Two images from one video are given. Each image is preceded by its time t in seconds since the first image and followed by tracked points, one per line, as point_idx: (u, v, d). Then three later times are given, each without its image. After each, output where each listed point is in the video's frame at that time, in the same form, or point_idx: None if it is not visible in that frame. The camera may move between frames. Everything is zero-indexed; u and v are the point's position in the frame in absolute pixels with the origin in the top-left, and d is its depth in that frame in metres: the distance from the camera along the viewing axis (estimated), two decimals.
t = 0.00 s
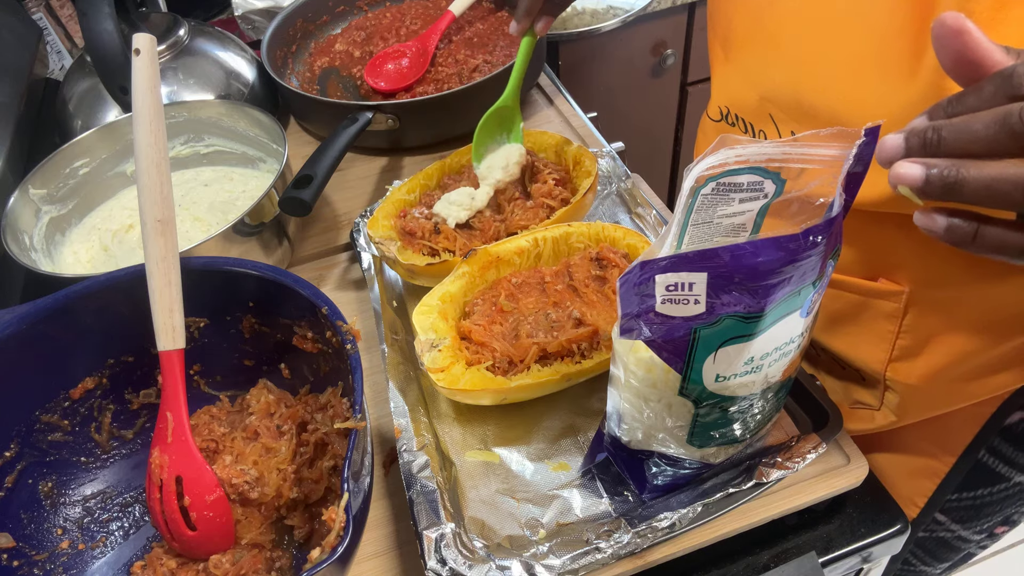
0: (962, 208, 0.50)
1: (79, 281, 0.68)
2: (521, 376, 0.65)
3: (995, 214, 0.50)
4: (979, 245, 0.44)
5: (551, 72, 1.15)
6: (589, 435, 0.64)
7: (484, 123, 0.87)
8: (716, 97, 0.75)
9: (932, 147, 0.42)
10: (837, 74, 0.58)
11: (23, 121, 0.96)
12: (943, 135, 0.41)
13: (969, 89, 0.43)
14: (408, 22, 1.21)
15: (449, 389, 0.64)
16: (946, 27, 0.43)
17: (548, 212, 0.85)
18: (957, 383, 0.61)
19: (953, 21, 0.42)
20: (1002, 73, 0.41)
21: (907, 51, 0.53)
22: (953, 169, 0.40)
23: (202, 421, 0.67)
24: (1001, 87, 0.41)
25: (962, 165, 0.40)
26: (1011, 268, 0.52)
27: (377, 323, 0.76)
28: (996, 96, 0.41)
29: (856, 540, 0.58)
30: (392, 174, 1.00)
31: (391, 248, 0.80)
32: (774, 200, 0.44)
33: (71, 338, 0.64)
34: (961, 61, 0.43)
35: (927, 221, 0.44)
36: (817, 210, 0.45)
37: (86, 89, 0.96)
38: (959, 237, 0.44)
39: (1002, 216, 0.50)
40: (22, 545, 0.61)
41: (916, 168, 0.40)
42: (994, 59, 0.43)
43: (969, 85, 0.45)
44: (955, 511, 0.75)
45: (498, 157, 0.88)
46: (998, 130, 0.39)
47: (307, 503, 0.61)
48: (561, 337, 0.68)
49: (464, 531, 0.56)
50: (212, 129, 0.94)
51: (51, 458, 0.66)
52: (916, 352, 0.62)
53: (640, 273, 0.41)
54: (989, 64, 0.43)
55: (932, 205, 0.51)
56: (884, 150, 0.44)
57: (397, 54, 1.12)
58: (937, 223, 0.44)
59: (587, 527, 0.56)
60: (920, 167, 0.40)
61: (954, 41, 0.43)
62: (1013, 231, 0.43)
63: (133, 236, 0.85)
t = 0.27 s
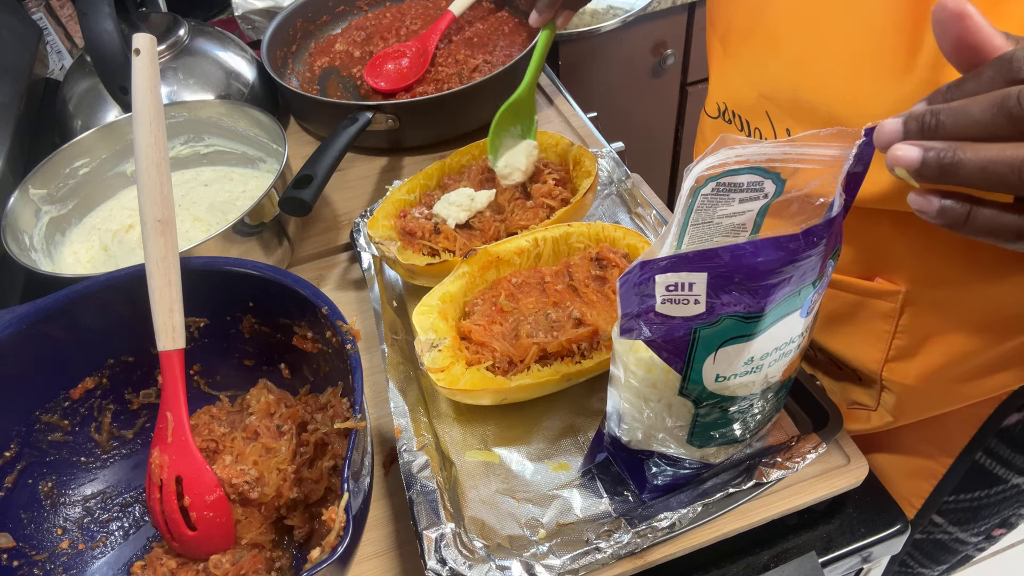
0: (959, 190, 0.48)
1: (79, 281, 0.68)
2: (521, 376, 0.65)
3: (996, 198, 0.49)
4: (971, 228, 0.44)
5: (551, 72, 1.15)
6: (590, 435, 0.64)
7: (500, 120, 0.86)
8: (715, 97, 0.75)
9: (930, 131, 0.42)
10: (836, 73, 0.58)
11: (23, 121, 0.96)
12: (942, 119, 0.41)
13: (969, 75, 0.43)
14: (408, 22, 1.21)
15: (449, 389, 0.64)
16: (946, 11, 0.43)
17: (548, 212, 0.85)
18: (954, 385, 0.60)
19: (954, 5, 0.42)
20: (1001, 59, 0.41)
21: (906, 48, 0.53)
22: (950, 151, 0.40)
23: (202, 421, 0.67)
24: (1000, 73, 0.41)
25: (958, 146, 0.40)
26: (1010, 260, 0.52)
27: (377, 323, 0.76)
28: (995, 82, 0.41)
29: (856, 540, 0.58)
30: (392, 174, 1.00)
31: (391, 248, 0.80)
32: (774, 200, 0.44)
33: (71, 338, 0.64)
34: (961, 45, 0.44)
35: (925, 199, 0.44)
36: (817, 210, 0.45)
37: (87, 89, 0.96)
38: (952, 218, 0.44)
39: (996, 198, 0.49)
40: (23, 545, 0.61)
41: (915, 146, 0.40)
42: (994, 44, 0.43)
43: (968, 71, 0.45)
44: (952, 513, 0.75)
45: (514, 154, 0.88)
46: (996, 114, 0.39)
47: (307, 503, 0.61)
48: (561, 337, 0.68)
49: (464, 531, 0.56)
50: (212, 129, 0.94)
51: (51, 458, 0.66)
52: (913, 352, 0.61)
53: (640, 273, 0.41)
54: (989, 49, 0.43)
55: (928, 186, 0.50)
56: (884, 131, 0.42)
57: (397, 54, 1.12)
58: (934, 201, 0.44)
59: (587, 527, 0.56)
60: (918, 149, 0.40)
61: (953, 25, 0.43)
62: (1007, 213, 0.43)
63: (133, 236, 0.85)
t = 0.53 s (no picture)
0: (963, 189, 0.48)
1: (79, 281, 0.68)
2: (521, 376, 0.65)
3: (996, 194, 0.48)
4: (966, 225, 0.44)
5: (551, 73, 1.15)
6: (590, 434, 0.64)
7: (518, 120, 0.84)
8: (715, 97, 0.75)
9: (926, 129, 0.42)
10: (836, 72, 0.58)
11: (23, 121, 0.96)
12: (938, 116, 0.41)
13: (966, 73, 0.43)
14: (408, 22, 1.21)
15: (449, 389, 0.64)
16: (944, 8, 0.43)
17: (548, 212, 0.85)
18: (954, 386, 0.60)
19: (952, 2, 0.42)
20: (998, 56, 0.41)
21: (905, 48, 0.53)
22: (945, 148, 0.40)
23: (202, 421, 0.67)
24: (997, 70, 0.41)
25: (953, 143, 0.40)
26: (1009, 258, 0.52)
27: (377, 323, 0.76)
28: (991, 79, 0.41)
29: (856, 540, 0.58)
30: (392, 174, 1.00)
31: (391, 248, 0.80)
32: (774, 200, 0.44)
33: (71, 338, 0.64)
34: (959, 42, 0.44)
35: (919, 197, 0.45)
36: (817, 210, 0.45)
37: (86, 89, 0.96)
38: (946, 215, 0.44)
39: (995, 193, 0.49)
40: (23, 545, 0.61)
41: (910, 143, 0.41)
42: (992, 41, 0.43)
43: (967, 68, 0.45)
44: (952, 514, 0.75)
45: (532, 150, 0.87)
46: (991, 111, 0.39)
47: (307, 503, 0.61)
48: (561, 337, 0.68)
49: (464, 531, 0.56)
50: (212, 129, 0.94)
51: (51, 458, 0.66)
52: (913, 352, 0.61)
53: (640, 273, 0.41)
54: (987, 47, 0.43)
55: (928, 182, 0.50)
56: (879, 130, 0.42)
57: (397, 54, 1.12)
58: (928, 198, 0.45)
59: (587, 527, 0.56)
60: (913, 147, 0.41)
61: (952, 22, 0.43)
62: (1002, 211, 0.43)
63: (133, 236, 0.85)
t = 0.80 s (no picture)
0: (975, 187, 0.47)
1: (79, 281, 0.68)
2: (521, 376, 0.65)
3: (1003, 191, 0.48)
4: (979, 222, 0.43)
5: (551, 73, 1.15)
6: (590, 434, 0.64)
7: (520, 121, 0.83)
8: (715, 97, 0.75)
9: (939, 126, 0.41)
10: (837, 72, 0.58)
11: (23, 121, 0.96)
12: (950, 113, 0.41)
13: (977, 70, 0.43)
14: (408, 22, 1.21)
15: (449, 389, 0.64)
16: (954, 5, 0.43)
17: (548, 212, 0.85)
18: (957, 386, 0.60)
19: None
20: (1009, 53, 0.41)
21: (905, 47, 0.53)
22: (958, 145, 0.39)
23: (202, 421, 0.67)
24: (1009, 67, 0.41)
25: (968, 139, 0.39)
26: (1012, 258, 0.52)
27: (377, 323, 0.76)
28: (1003, 76, 0.41)
29: (856, 539, 0.58)
30: (392, 174, 1.00)
31: (391, 248, 0.80)
32: (774, 200, 0.44)
33: (71, 338, 0.64)
34: (969, 39, 0.44)
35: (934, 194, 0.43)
36: (817, 210, 0.45)
37: (86, 89, 0.96)
38: (960, 213, 0.43)
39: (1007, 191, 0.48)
40: (22, 545, 0.61)
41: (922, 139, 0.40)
42: (1003, 38, 0.43)
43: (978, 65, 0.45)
44: (953, 515, 0.75)
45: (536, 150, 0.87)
46: (1005, 108, 0.39)
47: (307, 503, 0.61)
48: (561, 337, 0.68)
49: (464, 531, 0.56)
50: (211, 129, 0.94)
51: (51, 458, 0.66)
52: (915, 353, 0.61)
53: (640, 273, 0.41)
54: (998, 43, 0.43)
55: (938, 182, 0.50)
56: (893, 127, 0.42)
57: (397, 54, 1.12)
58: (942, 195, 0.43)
59: (587, 527, 0.56)
60: (925, 143, 0.40)
61: (962, 19, 0.43)
62: (1015, 208, 0.42)
63: (133, 235, 0.85)
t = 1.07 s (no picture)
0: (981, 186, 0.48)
1: (79, 281, 0.68)
2: (520, 376, 0.65)
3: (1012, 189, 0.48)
4: (1002, 223, 0.43)
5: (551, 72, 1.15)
6: (590, 434, 0.64)
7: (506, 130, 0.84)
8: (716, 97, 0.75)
9: (957, 125, 0.40)
10: (837, 72, 0.58)
11: (23, 121, 0.96)
12: (969, 113, 0.40)
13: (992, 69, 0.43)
14: (408, 22, 1.21)
15: (449, 389, 0.64)
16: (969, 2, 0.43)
17: (548, 213, 0.85)
18: (958, 387, 0.60)
19: None
20: None
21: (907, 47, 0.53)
22: (980, 146, 0.38)
23: (202, 421, 0.67)
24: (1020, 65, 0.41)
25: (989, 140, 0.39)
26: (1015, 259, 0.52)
27: (377, 323, 0.76)
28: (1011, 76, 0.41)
29: (856, 539, 0.58)
30: (392, 174, 1.00)
31: (391, 248, 0.80)
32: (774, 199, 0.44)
33: (71, 338, 0.64)
34: (984, 36, 0.43)
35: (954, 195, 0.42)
36: (817, 210, 0.45)
37: (86, 89, 0.96)
38: (982, 214, 0.42)
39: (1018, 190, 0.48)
40: (22, 545, 0.61)
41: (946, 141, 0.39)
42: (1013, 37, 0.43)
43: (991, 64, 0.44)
44: (954, 512, 0.75)
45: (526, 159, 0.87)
46: None
47: (307, 503, 0.61)
48: (560, 337, 0.68)
49: (464, 531, 0.56)
50: (212, 129, 0.94)
51: (51, 458, 0.66)
52: (918, 353, 0.62)
53: (640, 273, 0.41)
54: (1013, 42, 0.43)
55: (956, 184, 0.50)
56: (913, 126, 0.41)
57: (397, 54, 1.12)
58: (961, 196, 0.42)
59: (587, 527, 0.56)
60: (946, 144, 0.39)
61: (975, 17, 0.43)
62: None
63: (133, 235, 0.85)
